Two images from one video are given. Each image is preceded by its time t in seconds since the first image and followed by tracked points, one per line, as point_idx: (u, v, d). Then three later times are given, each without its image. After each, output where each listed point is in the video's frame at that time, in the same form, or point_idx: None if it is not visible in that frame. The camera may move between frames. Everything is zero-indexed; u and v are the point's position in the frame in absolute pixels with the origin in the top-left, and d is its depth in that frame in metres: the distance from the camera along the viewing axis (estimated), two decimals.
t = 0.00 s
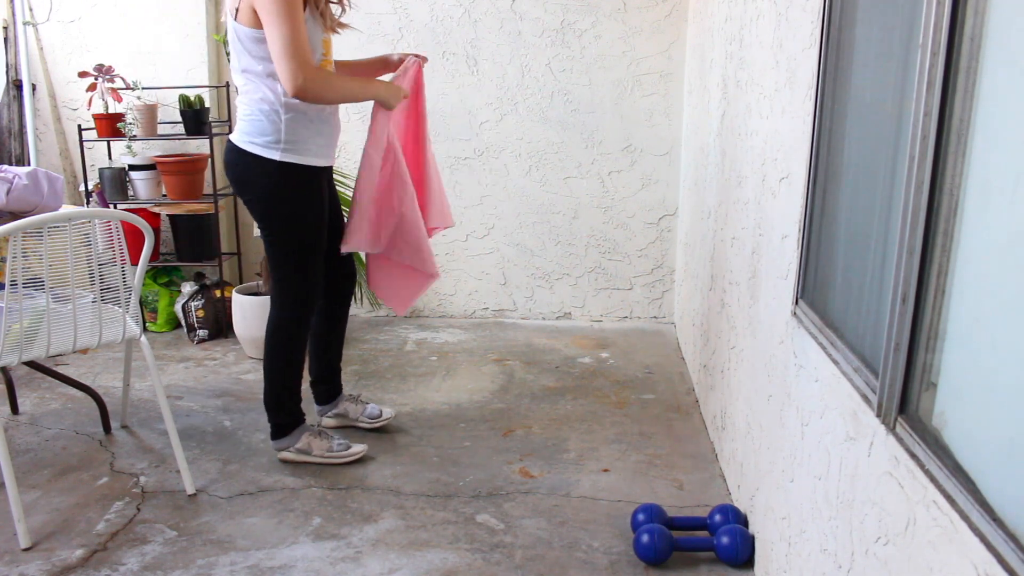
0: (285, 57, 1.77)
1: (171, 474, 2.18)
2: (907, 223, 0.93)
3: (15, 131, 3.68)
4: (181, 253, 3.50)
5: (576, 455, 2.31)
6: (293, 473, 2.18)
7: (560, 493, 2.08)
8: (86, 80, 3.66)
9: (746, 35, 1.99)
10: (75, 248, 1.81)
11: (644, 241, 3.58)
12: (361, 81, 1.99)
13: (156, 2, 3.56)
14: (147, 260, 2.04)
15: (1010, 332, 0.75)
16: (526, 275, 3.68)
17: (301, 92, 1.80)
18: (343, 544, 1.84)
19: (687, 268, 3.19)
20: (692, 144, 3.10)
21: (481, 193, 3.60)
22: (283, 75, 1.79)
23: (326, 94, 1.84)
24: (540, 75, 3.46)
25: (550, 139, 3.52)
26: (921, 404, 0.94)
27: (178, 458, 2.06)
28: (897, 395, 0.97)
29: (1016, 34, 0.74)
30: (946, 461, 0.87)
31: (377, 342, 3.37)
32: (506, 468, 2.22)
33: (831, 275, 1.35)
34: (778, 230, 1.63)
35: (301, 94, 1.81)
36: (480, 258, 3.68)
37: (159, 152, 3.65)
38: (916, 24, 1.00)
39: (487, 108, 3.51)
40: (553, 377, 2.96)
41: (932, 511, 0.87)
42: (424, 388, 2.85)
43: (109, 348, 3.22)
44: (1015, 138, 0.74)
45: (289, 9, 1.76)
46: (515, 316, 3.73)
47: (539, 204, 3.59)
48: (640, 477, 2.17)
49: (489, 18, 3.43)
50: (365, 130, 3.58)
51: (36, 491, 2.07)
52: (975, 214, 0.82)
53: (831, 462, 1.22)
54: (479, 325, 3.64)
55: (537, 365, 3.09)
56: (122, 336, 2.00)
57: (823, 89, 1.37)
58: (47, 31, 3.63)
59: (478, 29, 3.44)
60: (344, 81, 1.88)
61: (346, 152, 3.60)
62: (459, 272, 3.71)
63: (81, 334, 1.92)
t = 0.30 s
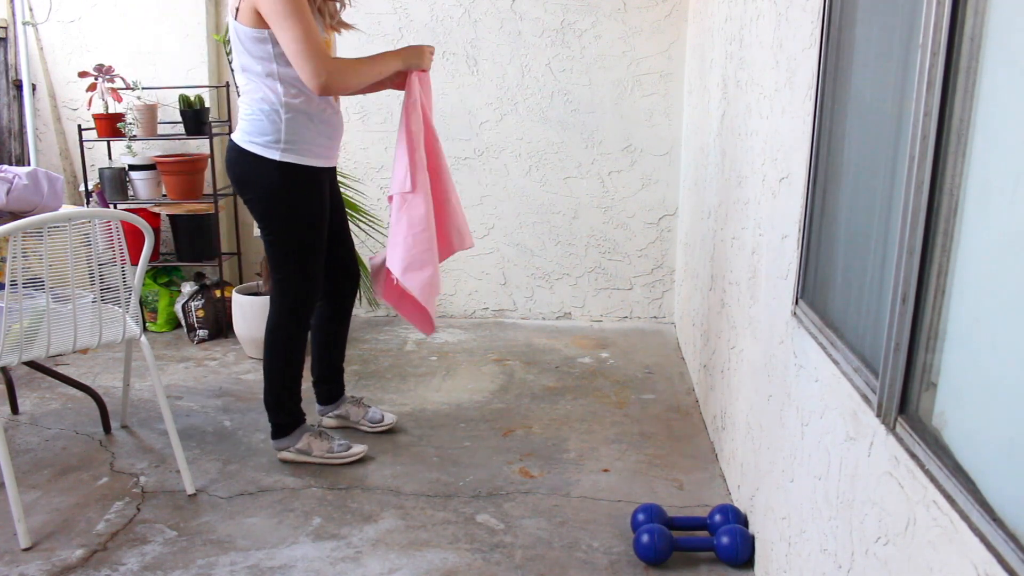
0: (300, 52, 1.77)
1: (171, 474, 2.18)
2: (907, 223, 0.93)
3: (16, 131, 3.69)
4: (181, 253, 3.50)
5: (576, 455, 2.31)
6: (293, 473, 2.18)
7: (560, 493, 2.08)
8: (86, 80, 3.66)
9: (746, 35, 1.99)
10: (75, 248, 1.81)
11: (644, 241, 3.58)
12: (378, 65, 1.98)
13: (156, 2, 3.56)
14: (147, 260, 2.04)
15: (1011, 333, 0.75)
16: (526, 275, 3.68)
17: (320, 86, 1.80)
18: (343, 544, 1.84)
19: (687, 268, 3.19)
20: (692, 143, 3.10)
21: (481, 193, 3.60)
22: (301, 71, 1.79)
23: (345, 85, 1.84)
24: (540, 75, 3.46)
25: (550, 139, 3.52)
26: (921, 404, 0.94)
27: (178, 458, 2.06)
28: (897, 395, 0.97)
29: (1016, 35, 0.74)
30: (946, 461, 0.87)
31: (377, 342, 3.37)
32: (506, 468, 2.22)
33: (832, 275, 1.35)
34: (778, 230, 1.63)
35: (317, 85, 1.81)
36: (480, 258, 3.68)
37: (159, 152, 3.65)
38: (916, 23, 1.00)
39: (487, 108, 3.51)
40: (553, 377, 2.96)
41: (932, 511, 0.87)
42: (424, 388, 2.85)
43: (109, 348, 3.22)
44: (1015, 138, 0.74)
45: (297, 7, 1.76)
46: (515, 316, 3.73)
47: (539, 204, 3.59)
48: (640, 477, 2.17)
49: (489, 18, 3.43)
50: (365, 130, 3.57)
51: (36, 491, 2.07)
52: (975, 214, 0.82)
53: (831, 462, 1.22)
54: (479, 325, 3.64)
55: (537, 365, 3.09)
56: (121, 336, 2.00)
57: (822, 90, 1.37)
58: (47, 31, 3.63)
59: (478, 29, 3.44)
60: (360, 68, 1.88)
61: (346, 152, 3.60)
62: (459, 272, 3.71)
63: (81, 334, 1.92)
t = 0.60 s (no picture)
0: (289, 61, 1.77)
1: (171, 474, 2.18)
2: (907, 223, 0.93)
3: (15, 131, 3.69)
4: (181, 253, 3.50)
5: (576, 455, 2.31)
6: (293, 473, 2.18)
7: (560, 493, 2.08)
8: (86, 80, 3.66)
9: (746, 35, 1.99)
10: (75, 248, 1.81)
11: (644, 241, 3.59)
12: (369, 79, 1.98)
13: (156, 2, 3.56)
14: (148, 260, 2.04)
15: (1010, 333, 0.75)
16: (526, 275, 3.68)
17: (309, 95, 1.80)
18: (343, 544, 1.84)
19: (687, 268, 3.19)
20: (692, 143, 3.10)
21: (481, 193, 3.60)
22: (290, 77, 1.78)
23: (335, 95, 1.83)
24: (540, 75, 3.46)
25: (551, 139, 3.52)
26: (921, 404, 0.94)
27: (178, 458, 2.06)
28: (897, 395, 0.97)
29: (1016, 35, 0.74)
30: (945, 461, 0.87)
31: (376, 343, 3.37)
32: (506, 468, 2.22)
33: (831, 275, 1.35)
34: (778, 230, 1.63)
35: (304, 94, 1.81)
36: (480, 258, 3.68)
37: (159, 152, 3.65)
38: (916, 23, 1.00)
39: (487, 108, 3.51)
40: (553, 377, 2.96)
41: (932, 511, 0.87)
42: (424, 388, 2.85)
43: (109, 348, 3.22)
44: (1016, 138, 0.74)
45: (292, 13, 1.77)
46: (515, 316, 3.73)
47: (539, 204, 3.59)
48: (640, 477, 2.17)
49: (489, 18, 3.43)
50: (365, 130, 3.57)
51: (36, 491, 2.07)
52: (975, 214, 0.82)
53: (831, 462, 1.22)
54: (479, 325, 3.64)
55: (537, 365, 3.09)
56: (122, 336, 2.00)
57: (823, 89, 1.37)
58: (47, 31, 3.63)
59: (478, 29, 3.44)
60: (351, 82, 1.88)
61: (346, 152, 3.60)
62: (459, 272, 3.71)
63: (81, 334, 1.92)
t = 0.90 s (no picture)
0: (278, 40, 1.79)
1: (171, 474, 2.18)
2: (907, 223, 0.93)
3: (15, 131, 3.69)
4: (181, 253, 3.50)
5: (576, 455, 2.31)
6: (293, 473, 2.18)
7: (560, 493, 2.08)
8: (86, 80, 3.66)
9: (746, 35, 1.99)
10: (75, 248, 1.81)
11: (644, 241, 3.58)
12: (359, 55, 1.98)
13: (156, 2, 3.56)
14: (148, 260, 2.04)
15: (1011, 333, 0.75)
16: (526, 275, 3.68)
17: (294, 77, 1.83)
18: (343, 544, 1.84)
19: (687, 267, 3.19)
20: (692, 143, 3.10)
21: (481, 193, 3.60)
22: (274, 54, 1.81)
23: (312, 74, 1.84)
24: (540, 75, 3.46)
25: (550, 139, 3.52)
26: (921, 404, 0.94)
27: (178, 458, 2.06)
28: (897, 395, 0.97)
29: (1016, 35, 0.74)
30: (946, 461, 0.87)
31: (376, 343, 3.37)
32: (506, 468, 2.22)
33: (831, 275, 1.35)
34: (778, 230, 1.63)
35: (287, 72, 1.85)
36: (480, 258, 3.68)
37: (159, 152, 3.65)
38: (916, 23, 1.00)
39: (487, 108, 3.51)
40: (553, 377, 2.96)
41: (932, 511, 0.87)
42: (424, 388, 2.85)
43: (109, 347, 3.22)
44: (1016, 138, 0.74)
45: None
46: (515, 316, 3.73)
47: (539, 204, 3.59)
48: (640, 477, 2.17)
49: (489, 18, 3.43)
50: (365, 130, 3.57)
51: (36, 491, 2.07)
52: (976, 213, 0.82)
53: (831, 462, 1.22)
54: (479, 325, 3.64)
55: (537, 365, 3.09)
56: (122, 336, 2.00)
57: (823, 90, 1.37)
58: (47, 31, 3.63)
59: (478, 29, 3.44)
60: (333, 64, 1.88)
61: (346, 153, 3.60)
62: (459, 272, 3.71)
63: (81, 334, 1.92)
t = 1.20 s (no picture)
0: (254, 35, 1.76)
1: (171, 474, 2.18)
2: (907, 223, 0.93)
3: (15, 131, 3.69)
4: (181, 253, 3.50)
5: (576, 455, 2.31)
6: (293, 473, 2.18)
7: (560, 493, 2.08)
8: (86, 80, 3.66)
9: (746, 35, 1.99)
10: (75, 248, 1.81)
11: (644, 241, 3.58)
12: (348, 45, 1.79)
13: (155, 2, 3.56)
14: (148, 260, 2.04)
15: (1012, 332, 0.75)
16: (526, 275, 3.68)
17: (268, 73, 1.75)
18: (343, 544, 1.84)
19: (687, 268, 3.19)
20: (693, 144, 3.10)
21: (481, 193, 3.60)
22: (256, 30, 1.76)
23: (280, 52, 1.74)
24: (540, 75, 3.46)
25: (550, 139, 3.52)
26: (921, 404, 0.94)
27: (178, 458, 2.06)
28: (897, 395, 0.97)
29: (1016, 35, 0.74)
30: (946, 461, 0.87)
31: (376, 343, 3.37)
32: (506, 468, 2.22)
33: (831, 275, 1.35)
34: (778, 230, 1.63)
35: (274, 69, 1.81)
36: (480, 258, 3.68)
37: (159, 152, 3.65)
38: (916, 23, 1.00)
39: (487, 108, 3.51)
40: (553, 377, 2.96)
41: (932, 511, 0.87)
42: (424, 388, 2.85)
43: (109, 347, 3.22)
44: (1016, 139, 0.74)
45: None
46: (515, 316, 3.73)
47: (539, 204, 3.59)
48: (640, 477, 2.17)
49: (489, 18, 3.43)
50: (365, 130, 3.58)
51: (36, 491, 2.07)
52: (976, 213, 0.82)
53: (831, 462, 1.22)
54: (479, 325, 3.64)
55: (537, 365, 3.09)
56: (122, 336, 2.00)
57: (823, 90, 1.37)
58: (47, 31, 3.63)
59: (478, 29, 3.44)
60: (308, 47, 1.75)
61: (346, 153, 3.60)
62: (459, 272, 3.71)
63: (81, 334, 1.92)
